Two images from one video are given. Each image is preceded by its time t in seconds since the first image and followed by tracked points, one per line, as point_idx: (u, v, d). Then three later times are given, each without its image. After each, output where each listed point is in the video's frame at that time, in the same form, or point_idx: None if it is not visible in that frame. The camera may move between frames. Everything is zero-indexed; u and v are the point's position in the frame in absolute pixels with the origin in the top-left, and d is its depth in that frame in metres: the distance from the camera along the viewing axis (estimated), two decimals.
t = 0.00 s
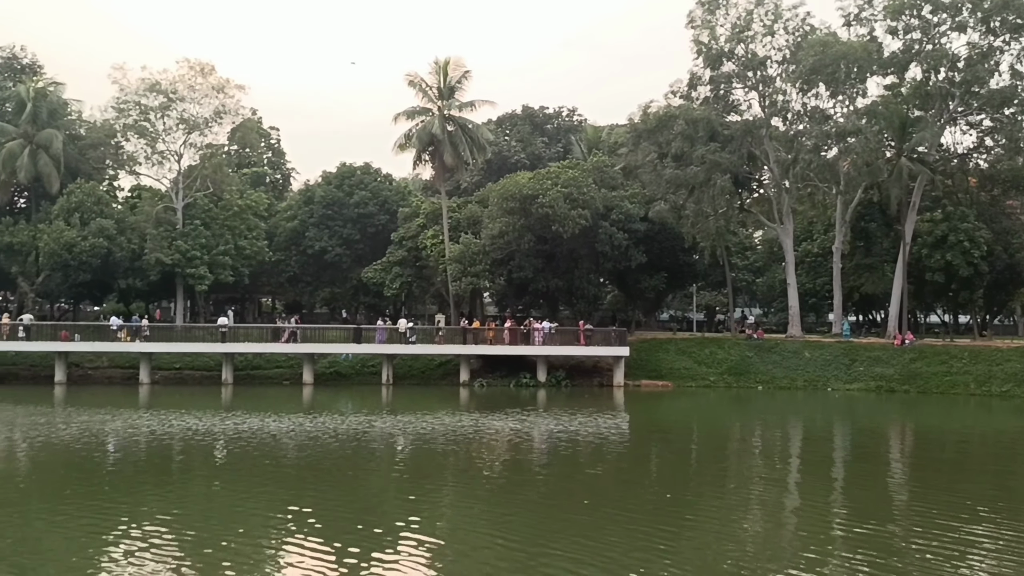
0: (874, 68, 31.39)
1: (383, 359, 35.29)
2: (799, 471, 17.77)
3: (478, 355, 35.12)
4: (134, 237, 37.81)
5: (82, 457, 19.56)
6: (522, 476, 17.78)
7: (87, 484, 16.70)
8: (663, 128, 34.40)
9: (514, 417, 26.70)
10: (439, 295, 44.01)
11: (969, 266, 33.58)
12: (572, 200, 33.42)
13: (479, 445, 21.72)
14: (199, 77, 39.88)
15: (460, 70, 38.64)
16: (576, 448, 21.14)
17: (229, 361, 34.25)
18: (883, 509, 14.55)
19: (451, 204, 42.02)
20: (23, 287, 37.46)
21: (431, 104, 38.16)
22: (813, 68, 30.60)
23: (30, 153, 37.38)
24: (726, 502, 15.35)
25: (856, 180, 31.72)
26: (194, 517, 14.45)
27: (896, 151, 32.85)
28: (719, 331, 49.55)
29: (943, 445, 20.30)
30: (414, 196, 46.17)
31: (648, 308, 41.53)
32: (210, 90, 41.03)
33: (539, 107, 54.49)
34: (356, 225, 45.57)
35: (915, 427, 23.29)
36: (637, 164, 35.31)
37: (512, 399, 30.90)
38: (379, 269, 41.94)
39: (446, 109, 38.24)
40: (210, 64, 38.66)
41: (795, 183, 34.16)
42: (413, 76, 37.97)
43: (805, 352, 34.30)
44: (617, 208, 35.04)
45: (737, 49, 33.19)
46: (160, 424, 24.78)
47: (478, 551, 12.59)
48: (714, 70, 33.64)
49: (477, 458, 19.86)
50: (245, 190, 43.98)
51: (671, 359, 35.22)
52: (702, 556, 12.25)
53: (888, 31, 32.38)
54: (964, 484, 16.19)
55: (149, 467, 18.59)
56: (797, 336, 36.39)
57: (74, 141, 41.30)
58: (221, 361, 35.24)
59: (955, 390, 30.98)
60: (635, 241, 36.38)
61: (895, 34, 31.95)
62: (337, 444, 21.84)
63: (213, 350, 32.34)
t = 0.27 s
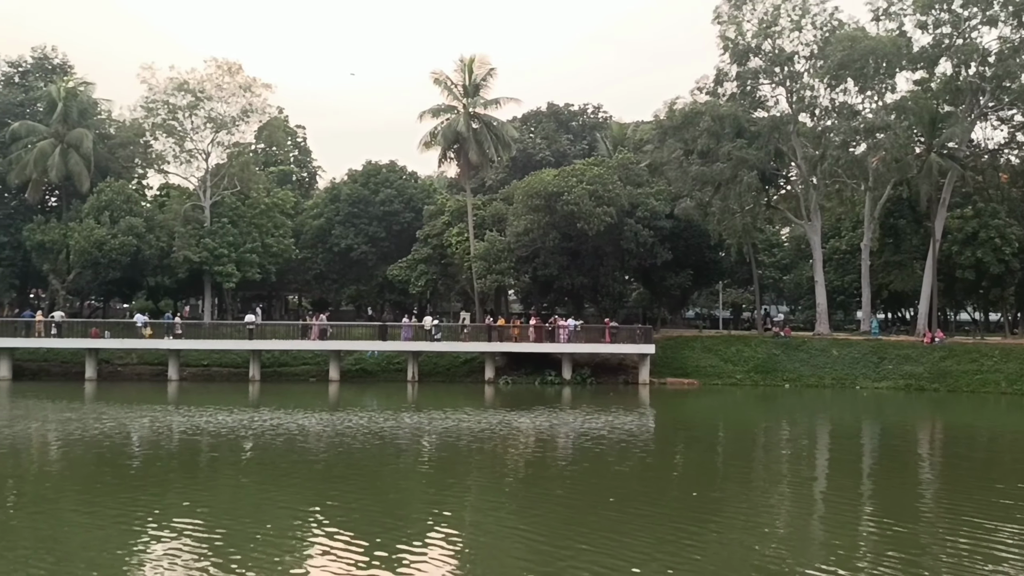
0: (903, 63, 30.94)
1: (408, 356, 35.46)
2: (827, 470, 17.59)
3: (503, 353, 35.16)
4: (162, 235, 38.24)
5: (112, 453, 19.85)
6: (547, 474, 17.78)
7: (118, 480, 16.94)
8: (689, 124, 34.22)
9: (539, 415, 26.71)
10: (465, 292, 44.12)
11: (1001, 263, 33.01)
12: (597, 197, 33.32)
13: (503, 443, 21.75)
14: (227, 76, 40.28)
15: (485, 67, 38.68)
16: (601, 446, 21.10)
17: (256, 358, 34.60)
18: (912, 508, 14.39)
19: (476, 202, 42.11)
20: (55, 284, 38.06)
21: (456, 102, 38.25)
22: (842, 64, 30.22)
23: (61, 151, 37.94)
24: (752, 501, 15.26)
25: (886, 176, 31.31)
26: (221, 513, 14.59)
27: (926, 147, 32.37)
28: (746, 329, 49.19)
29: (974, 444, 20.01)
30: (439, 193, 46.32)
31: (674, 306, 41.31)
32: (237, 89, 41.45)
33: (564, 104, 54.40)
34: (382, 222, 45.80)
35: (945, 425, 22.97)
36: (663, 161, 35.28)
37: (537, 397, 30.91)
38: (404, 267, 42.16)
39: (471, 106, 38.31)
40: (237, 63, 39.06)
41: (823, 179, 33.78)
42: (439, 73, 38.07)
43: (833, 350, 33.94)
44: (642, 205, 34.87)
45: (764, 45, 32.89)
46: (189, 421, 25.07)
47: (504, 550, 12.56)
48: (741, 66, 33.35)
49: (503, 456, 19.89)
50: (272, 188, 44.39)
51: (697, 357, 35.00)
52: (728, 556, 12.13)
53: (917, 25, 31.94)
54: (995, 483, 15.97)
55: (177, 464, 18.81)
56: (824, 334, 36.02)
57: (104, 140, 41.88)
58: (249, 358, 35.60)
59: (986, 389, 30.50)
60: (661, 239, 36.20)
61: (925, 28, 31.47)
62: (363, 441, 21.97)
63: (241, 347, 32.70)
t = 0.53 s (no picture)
0: (936, 58, 30.12)
1: (437, 354, 35.34)
2: (861, 470, 17.11)
3: (530, 351, 34.88)
4: (193, 234, 38.34)
5: (141, 450, 19.87)
6: (577, 473, 17.46)
7: (146, 477, 16.91)
8: (719, 121, 33.69)
9: (566, 413, 26.40)
10: (493, 291, 43.91)
11: None
12: (626, 194, 32.90)
13: (531, 442, 21.48)
14: (255, 76, 40.45)
15: (514, 66, 38.37)
16: (631, 445, 20.76)
17: (286, 357, 34.66)
18: (950, 508, 13.90)
19: (503, 200, 41.91)
20: (89, 284, 38.44)
21: (484, 101, 38.01)
22: (874, 59, 29.48)
23: (95, 153, 38.36)
24: (784, 500, 14.83)
25: (918, 173, 30.57)
26: (248, 510, 14.46)
27: (961, 142, 31.51)
28: (778, 328, 48.46)
29: (1012, 443, 19.39)
30: (466, 192, 46.19)
31: (703, 305, 40.76)
32: (266, 89, 41.61)
33: (593, 102, 53.98)
34: (410, 221, 45.78)
35: (983, 424, 22.31)
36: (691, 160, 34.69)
37: (566, 395, 30.59)
38: (432, 266, 41.98)
39: (499, 105, 38.05)
40: (266, 63, 39.20)
41: (856, 176, 33.04)
42: (466, 72, 37.86)
43: (867, 349, 33.22)
44: (671, 203, 34.36)
45: (794, 41, 32.22)
46: (217, 419, 25.08)
47: (533, 549, 12.25)
48: (771, 62, 32.72)
49: (532, 455, 19.65)
50: (302, 188, 44.54)
51: (727, 355, 34.43)
52: (765, 556, 11.72)
53: (951, 20, 31.03)
54: None
55: (203, 462, 18.77)
56: (858, 331, 35.30)
57: (137, 140, 42.27)
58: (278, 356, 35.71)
59: None
60: (691, 236, 35.66)
61: (959, 23, 30.60)
62: (389, 439, 21.83)
63: (272, 345, 32.77)
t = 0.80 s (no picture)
0: (971, 54, 29.94)
1: (466, 354, 35.76)
2: (891, 471, 17.24)
3: (559, 351, 35.20)
4: (225, 235, 39.34)
5: (178, 449, 20.49)
6: (603, 473, 17.75)
7: (184, 475, 17.48)
8: (749, 120, 33.72)
9: (597, 413, 26.68)
10: (521, 290, 44.26)
11: None
12: (655, 194, 33.07)
13: (561, 441, 21.80)
14: (287, 78, 41.21)
15: (541, 65, 38.73)
16: (659, 445, 20.99)
17: (316, 356, 35.33)
18: (981, 511, 14.06)
19: (532, 200, 42.25)
20: (121, 283, 39.50)
21: (512, 100, 38.43)
22: (906, 56, 29.38)
23: (128, 154, 39.27)
24: (814, 501, 15.05)
25: (952, 170, 30.42)
26: (283, 508, 14.95)
27: (996, 140, 31.33)
28: (807, 327, 48.28)
29: None
30: (496, 192, 46.62)
31: (732, 304, 40.78)
32: (298, 90, 42.35)
33: (621, 101, 54.09)
34: (439, 221, 46.28)
35: (1016, 426, 22.26)
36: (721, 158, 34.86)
37: (594, 395, 30.87)
38: (461, 265, 42.18)
39: (527, 105, 38.45)
40: (297, 65, 39.92)
41: (888, 174, 32.94)
42: (496, 72, 38.27)
43: (899, 349, 33.12)
44: (700, 202, 34.43)
45: (826, 38, 32.18)
46: (251, 418, 25.74)
47: (567, 548, 12.65)
48: (802, 60, 32.72)
49: (560, 454, 19.96)
50: (332, 188, 45.29)
51: (757, 356, 34.47)
52: (789, 558, 11.99)
53: (986, 16, 30.85)
54: None
55: (241, 459, 19.35)
56: (889, 332, 35.16)
57: (170, 142, 43.20)
58: (311, 356, 36.38)
59: None
60: (720, 236, 35.73)
61: (994, 19, 30.37)
62: (422, 438, 22.27)
63: (302, 345, 33.42)
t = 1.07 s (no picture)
0: (1005, 51, 29.35)
1: (492, 354, 35.74)
2: (923, 473, 16.99)
3: (585, 351, 35.09)
4: (253, 236, 39.73)
5: (206, 449, 20.66)
6: (630, 474, 17.61)
7: (212, 475, 17.62)
8: (777, 119, 33.36)
9: (623, 414, 26.53)
10: (547, 291, 44.18)
11: None
12: (682, 193, 32.83)
13: (587, 442, 21.70)
14: (314, 79, 41.52)
15: (567, 65, 38.64)
16: (686, 446, 20.82)
17: (343, 356, 35.52)
18: (1016, 515, 13.81)
19: (558, 200, 42.15)
20: (152, 284, 40.03)
21: (538, 101, 38.37)
22: (938, 53, 28.87)
23: (158, 156, 39.78)
24: (845, 503, 14.86)
25: (985, 169, 29.88)
26: (309, 507, 14.99)
27: None
28: (837, 328, 47.69)
29: None
30: (521, 193, 46.59)
31: (761, 305, 40.37)
32: (325, 91, 42.64)
33: (648, 101, 53.79)
34: (465, 221, 46.32)
35: None
36: (750, 158, 34.90)
37: (621, 396, 30.71)
38: (487, 266, 42.26)
39: (553, 105, 38.38)
40: (324, 67, 40.20)
41: (919, 173, 32.42)
42: (521, 73, 38.24)
43: (931, 350, 32.63)
44: (728, 202, 34.13)
45: (855, 35, 31.75)
46: (279, 418, 25.93)
47: (594, 548, 12.60)
48: (831, 58, 32.30)
49: (587, 455, 19.88)
50: (359, 189, 45.59)
51: (786, 356, 34.08)
52: (820, 560, 11.84)
53: (1021, 11, 30.22)
54: None
55: (269, 459, 19.50)
56: (921, 332, 34.62)
57: (199, 144, 43.72)
58: (337, 356, 36.59)
59: None
60: (748, 235, 35.39)
61: None
62: (448, 438, 22.29)
63: (329, 345, 33.60)
